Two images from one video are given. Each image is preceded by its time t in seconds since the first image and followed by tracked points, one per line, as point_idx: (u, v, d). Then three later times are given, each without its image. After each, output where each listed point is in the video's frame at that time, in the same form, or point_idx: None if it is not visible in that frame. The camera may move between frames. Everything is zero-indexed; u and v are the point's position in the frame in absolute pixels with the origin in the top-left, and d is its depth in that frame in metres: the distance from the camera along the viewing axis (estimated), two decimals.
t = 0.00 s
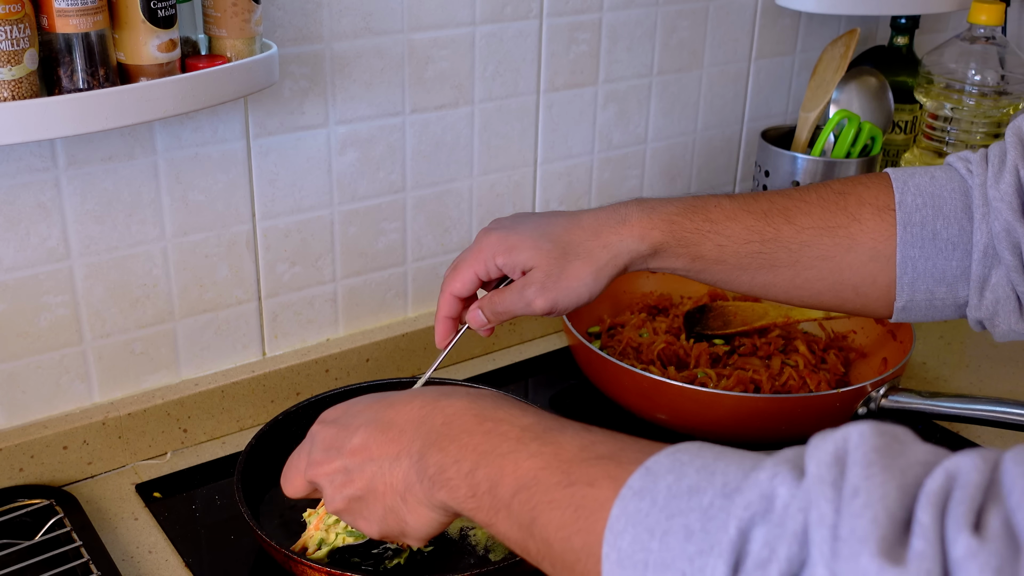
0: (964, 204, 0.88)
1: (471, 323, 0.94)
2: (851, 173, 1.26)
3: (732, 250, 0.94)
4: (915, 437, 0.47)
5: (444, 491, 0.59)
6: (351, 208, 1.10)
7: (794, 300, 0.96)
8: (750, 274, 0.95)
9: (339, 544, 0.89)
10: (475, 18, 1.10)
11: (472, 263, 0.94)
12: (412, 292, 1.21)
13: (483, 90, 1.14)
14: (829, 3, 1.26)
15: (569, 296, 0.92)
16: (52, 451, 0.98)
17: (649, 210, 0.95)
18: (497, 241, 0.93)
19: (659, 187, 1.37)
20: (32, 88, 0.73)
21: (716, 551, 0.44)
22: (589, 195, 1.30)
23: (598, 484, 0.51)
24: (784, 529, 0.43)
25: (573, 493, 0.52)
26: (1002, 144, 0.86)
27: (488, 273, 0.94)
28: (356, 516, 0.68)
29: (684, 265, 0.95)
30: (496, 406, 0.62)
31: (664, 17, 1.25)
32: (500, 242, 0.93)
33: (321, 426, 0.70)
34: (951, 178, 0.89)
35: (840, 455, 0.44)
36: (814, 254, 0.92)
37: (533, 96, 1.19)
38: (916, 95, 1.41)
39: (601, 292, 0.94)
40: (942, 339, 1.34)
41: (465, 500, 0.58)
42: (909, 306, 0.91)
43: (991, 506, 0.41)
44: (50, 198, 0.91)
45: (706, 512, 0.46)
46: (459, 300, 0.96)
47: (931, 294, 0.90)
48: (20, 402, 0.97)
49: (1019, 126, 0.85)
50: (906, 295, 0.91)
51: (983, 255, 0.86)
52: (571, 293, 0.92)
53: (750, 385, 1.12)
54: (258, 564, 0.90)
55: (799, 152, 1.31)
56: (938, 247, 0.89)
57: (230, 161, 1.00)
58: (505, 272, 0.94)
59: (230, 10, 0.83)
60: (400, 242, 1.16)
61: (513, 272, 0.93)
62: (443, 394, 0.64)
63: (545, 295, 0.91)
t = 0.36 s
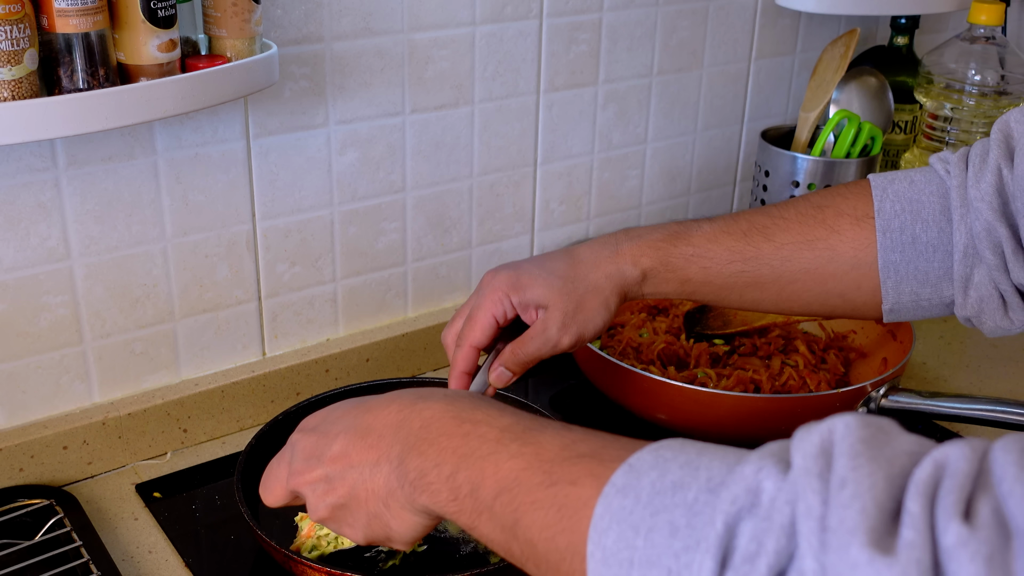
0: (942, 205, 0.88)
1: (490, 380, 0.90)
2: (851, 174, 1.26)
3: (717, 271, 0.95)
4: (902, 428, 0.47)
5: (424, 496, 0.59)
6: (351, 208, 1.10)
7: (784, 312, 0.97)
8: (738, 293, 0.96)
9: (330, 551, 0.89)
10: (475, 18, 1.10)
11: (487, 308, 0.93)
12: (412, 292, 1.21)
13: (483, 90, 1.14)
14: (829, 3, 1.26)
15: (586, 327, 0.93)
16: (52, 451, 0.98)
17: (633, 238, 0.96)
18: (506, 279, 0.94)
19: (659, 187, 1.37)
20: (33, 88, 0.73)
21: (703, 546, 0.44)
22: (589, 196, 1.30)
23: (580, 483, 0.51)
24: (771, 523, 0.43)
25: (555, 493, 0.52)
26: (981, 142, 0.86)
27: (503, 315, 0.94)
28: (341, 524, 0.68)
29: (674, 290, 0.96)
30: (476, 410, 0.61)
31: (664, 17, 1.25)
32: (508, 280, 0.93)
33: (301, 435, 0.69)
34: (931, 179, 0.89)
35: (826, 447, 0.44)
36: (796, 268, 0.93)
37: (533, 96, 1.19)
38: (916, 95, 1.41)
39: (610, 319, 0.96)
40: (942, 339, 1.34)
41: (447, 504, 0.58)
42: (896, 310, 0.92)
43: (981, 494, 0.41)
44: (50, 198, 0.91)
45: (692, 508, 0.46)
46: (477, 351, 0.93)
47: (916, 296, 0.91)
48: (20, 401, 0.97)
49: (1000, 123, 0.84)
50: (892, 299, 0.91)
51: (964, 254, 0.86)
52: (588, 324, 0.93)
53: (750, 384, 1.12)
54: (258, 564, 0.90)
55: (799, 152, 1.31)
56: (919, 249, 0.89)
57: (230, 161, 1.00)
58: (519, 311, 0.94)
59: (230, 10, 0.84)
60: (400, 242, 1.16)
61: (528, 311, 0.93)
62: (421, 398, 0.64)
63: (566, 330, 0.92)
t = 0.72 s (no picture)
0: (929, 210, 0.88)
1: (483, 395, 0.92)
2: (851, 173, 1.26)
3: (704, 281, 0.96)
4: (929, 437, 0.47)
5: (421, 462, 0.57)
6: (351, 208, 1.10)
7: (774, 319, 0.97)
8: (727, 301, 0.97)
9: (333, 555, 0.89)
10: (475, 18, 1.10)
11: (477, 325, 0.94)
12: (412, 292, 1.21)
13: (483, 90, 1.14)
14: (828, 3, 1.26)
15: (574, 343, 0.95)
16: (52, 451, 0.98)
17: (621, 250, 0.97)
18: (496, 296, 0.94)
19: (659, 187, 1.37)
20: (32, 88, 0.73)
21: (722, 549, 0.44)
22: (589, 196, 1.30)
23: (593, 468, 0.50)
24: (797, 531, 0.43)
25: (565, 475, 0.51)
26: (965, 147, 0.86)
27: (493, 331, 0.94)
28: (330, 494, 0.65)
29: (662, 302, 0.97)
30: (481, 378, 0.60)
31: (664, 17, 1.25)
32: (498, 297, 0.94)
33: (301, 403, 0.67)
34: (917, 184, 0.89)
35: (856, 456, 0.44)
36: (784, 276, 0.94)
37: (533, 96, 1.19)
38: (916, 95, 1.41)
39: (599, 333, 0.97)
40: (942, 339, 1.34)
41: (444, 473, 0.56)
42: (885, 315, 0.92)
43: (1009, 512, 0.41)
44: (50, 198, 0.91)
45: (712, 507, 0.45)
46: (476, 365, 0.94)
47: (905, 300, 0.91)
48: (20, 401, 0.97)
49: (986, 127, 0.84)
50: (881, 305, 0.91)
51: (952, 258, 0.86)
52: (576, 341, 0.95)
53: (750, 385, 1.12)
54: (258, 564, 0.90)
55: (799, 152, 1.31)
56: (906, 254, 0.89)
57: (230, 161, 1.00)
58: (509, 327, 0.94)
59: (230, 10, 0.83)
60: (400, 242, 1.16)
61: (517, 328, 0.94)
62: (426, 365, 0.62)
63: (555, 348, 0.93)
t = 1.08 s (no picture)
0: (942, 214, 0.88)
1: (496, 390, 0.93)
2: (851, 174, 1.26)
3: (718, 281, 0.96)
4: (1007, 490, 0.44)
5: (431, 439, 0.55)
6: (351, 208, 1.10)
7: (786, 321, 0.98)
8: (740, 303, 0.97)
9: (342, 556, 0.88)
10: (475, 18, 1.10)
11: (494, 319, 0.94)
12: (412, 293, 1.21)
13: (483, 90, 1.14)
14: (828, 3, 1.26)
15: (589, 338, 0.95)
16: (52, 451, 0.98)
17: (637, 249, 0.97)
18: (512, 289, 0.94)
19: (659, 187, 1.37)
20: (32, 88, 0.73)
21: None
22: (589, 196, 1.30)
23: (628, 483, 0.48)
24: None
25: (597, 485, 0.49)
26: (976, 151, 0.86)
27: (509, 324, 0.95)
28: (322, 460, 0.62)
29: (677, 301, 0.98)
30: (503, 354, 0.57)
31: (664, 17, 1.25)
32: (513, 290, 0.94)
33: (297, 357, 0.64)
34: (929, 189, 0.89)
35: (931, 515, 0.41)
36: (796, 278, 0.94)
37: (533, 96, 1.19)
38: (916, 95, 1.41)
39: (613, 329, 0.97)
40: (943, 339, 1.34)
41: (456, 455, 0.54)
42: (898, 318, 0.92)
43: None
44: (50, 198, 0.91)
45: (767, 550, 0.43)
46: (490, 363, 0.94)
47: (918, 304, 0.91)
48: (21, 401, 0.97)
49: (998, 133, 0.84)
50: (894, 308, 0.92)
51: (964, 262, 0.86)
52: (591, 336, 0.95)
53: (750, 385, 1.12)
54: (258, 564, 0.90)
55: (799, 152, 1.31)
56: (919, 258, 0.89)
57: (230, 161, 1.00)
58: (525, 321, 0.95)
59: (230, 10, 0.83)
60: (400, 242, 1.16)
61: (533, 322, 0.94)
62: (441, 332, 0.59)
63: (570, 342, 0.94)
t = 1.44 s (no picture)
0: (957, 225, 0.87)
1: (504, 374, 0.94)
2: (851, 174, 1.26)
3: (732, 281, 0.95)
4: None
5: None
6: (351, 208, 1.10)
7: (799, 327, 0.96)
8: (754, 305, 0.96)
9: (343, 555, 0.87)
10: (475, 18, 1.10)
11: (507, 311, 0.96)
12: (412, 293, 1.21)
13: (483, 91, 1.14)
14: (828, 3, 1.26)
15: (597, 324, 0.95)
16: (52, 451, 0.98)
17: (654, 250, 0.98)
18: (527, 282, 0.97)
19: (659, 187, 1.38)
20: (32, 88, 0.73)
21: None
22: (589, 196, 1.30)
23: None
24: None
25: None
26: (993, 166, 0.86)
27: (523, 317, 0.97)
28: None
29: (691, 301, 0.97)
30: (518, 508, 0.42)
31: (664, 17, 1.25)
32: (527, 283, 0.96)
33: (205, 461, 0.43)
34: (946, 200, 0.88)
35: None
36: (810, 281, 0.93)
37: (533, 96, 1.19)
38: (916, 95, 1.41)
39: (624, 323, 0.96)
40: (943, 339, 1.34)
41: None
42: (911, 328, 0.90)
43: None
44: (50, 198, 0.91)
45: None
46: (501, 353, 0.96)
47: (932, 314, 0.89)
48: (21, 402, 0.97)
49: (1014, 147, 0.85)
50: (907, 317, 0.90)
51: (977, 272, 0.85)
52: (598, 323, 0.95)
53: (750, 385, 1.12)
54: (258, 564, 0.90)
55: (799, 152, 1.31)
56: (932, 267, 0.88)
57: (230, 161, 1.00)
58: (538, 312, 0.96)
59: (230, 10, 0.84)
60: (400, 242, 1.16)
61: (543, 311, 0.96)
62: (418, 458, 0.43)
63: (574, 325, 0.94)
